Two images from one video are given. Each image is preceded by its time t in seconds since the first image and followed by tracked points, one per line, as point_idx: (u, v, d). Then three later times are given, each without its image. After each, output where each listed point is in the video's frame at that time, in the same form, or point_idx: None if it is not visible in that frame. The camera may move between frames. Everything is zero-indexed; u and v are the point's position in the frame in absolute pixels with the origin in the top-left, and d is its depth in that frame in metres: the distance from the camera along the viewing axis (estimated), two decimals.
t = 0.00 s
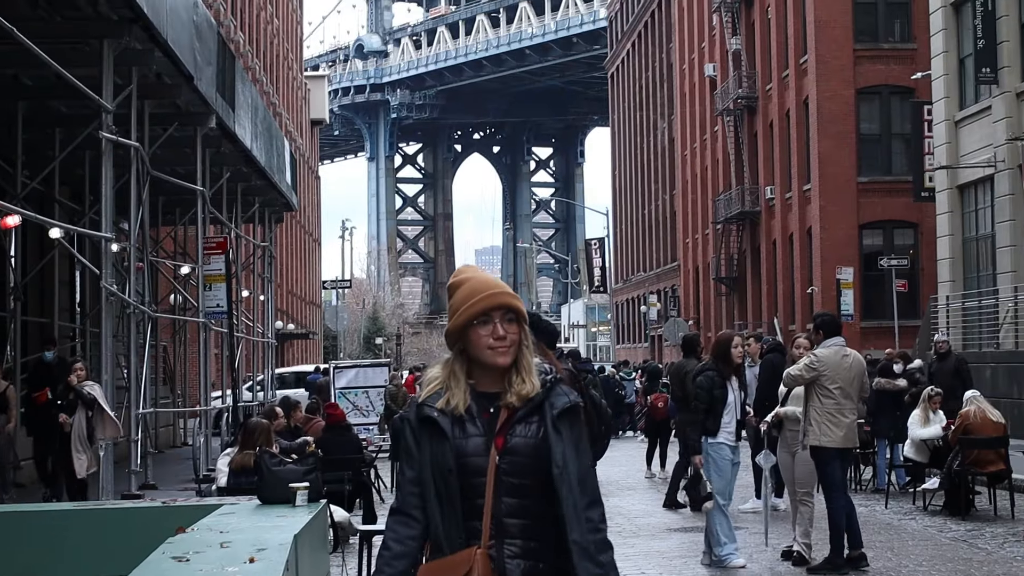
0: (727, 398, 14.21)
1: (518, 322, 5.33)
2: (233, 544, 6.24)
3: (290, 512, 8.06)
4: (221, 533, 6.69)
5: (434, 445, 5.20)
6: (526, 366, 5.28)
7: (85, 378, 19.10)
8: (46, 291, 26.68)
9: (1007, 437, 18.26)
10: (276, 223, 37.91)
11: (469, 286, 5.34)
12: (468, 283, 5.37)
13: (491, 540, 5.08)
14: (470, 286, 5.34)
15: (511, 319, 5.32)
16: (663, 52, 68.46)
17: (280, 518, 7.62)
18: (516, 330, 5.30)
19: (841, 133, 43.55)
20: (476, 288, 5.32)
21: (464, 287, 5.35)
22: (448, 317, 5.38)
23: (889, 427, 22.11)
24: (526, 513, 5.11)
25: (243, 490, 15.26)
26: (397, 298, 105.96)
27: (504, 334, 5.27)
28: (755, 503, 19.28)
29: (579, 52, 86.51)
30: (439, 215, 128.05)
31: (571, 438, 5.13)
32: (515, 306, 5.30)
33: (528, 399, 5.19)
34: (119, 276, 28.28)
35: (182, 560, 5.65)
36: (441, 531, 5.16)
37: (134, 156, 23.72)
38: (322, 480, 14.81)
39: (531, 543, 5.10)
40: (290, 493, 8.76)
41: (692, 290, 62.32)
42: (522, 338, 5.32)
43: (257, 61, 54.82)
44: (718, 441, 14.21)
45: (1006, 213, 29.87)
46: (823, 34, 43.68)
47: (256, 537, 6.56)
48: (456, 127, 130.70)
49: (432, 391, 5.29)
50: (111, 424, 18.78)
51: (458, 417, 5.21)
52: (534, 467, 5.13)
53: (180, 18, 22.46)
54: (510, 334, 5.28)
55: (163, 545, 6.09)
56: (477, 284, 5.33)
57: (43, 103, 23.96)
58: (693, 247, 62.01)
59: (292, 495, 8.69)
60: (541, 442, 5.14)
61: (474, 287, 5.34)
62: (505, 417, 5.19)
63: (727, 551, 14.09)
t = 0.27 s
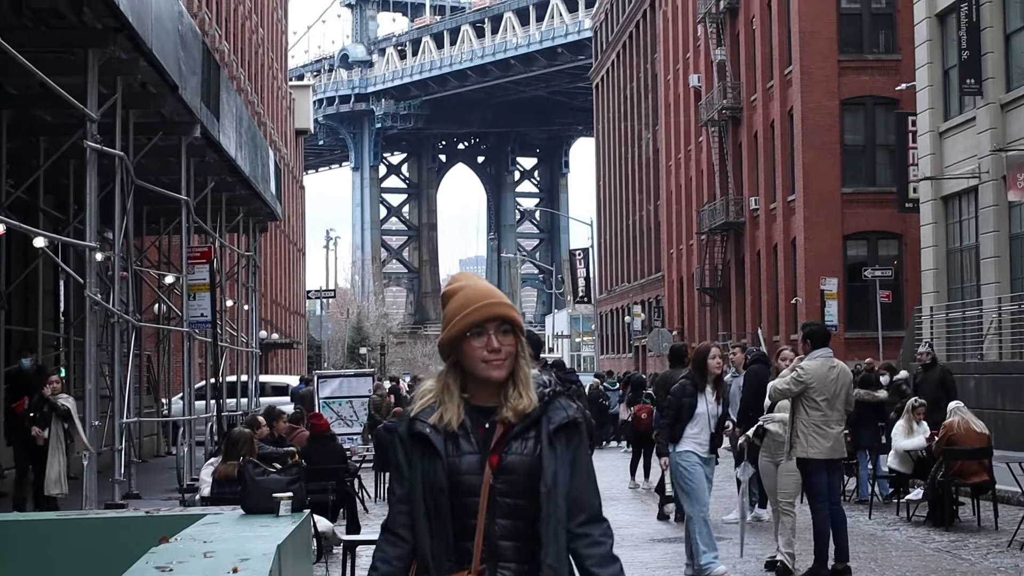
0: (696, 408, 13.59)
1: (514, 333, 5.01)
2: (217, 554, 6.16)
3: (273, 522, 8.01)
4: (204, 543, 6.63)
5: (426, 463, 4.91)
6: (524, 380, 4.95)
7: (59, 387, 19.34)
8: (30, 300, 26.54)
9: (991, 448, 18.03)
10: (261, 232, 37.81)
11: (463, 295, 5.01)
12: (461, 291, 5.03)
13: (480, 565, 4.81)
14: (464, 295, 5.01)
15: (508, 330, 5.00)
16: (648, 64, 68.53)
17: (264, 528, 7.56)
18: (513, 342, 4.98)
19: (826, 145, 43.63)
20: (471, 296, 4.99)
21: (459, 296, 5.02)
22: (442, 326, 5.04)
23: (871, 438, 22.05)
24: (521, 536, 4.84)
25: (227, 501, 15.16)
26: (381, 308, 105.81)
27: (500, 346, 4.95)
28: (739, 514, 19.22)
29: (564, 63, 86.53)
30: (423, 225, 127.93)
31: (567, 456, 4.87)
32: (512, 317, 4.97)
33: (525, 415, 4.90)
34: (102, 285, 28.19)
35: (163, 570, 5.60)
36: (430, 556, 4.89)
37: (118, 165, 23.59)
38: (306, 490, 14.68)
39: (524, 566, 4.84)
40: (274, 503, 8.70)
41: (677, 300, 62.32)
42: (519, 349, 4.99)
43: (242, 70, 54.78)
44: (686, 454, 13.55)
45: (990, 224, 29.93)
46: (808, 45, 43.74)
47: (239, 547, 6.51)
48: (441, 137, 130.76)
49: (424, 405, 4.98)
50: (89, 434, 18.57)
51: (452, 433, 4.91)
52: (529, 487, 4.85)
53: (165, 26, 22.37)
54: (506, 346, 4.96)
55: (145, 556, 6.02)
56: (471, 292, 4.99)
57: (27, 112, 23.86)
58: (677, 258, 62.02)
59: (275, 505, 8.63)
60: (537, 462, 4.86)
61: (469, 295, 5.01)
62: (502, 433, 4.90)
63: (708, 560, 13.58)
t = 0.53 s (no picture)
0: (682, 415, 13.53)
1: (512, 344, 4.97)
2: (207, 561, 6.17)
3: (266, 528, 8.02)
4: (196, 548, 6.63)
5: (422, 478, 4.83)
6: (520, 393, 4.90)
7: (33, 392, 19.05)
8: (22, 307, 26.50)
9: (983, 455, 17.93)
10: (252, 238, 37.77)
11: (456, 306, 4.96)
12: (454, 300, 5.00)
13: None
14: (457, 305, 4.95)
15: (505, 340, 4.96)
16: (640, 71, 68.62)
17: (255, 534, 7.57)
18: (509, 352, 4.94)
19: (818, 153, 43.73)
20: (466, 307, 4.94)
21: (451, 307, 4.97)
22: (434, 338, 5.00)
23: (860, 444, 22.06)
24: (525, 552, 4.79)
25: (219, 508, 15.12)
26: (372, 315, 105.70)
27: (497, 355, 4.90)
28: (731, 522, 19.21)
29: (556, 70, 86.52)
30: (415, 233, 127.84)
31: (568, 469, 4.81)
32: (508, 325, 4.94)
33: (524, 426, 4.83)
34: (94, 292, 28.20)
35: None
36: (424, 569, 4.79)
37: (110, 172, 23.60)
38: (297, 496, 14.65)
39: None
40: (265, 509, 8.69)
41: (669, 307, 62.31)
42: (515, 361, 4.96)
43: (233, 77, 54.64)
44: (672, 462, 13.45)
45: (982, 231, 30.01)
46: (799, 53, 43.80)
47: (231, 553, 6.52)
48: (433, 143, 130.74)
49: (415, 418, 4.92)
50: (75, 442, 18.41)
51: (446, 444, 4.85)
52: (529, 499, 4.80)
53: (157, 33, 22.41)
54: (502, 356, 4.92)
55: (136, 562, 6.04)
56: (465, 302, 4.95)
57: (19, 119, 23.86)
58: (669, 265, 62.02)
59: (266, 511, 8.62)
60: (537, 474, 4.81)
61: (464, 303, 4.96)
62: (499, 446, 4.85)
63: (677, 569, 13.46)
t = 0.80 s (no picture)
0: (670, 427, 13.49)
1: (521, 339, 4.74)
2: (204, 572, 6.08)
3: (263, 539, 7.94)
4: (193, 561, 6.56)
5: (428, 481, 4.56)
6: (528, 393, 4.68)
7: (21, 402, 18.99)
8: (20, 318, 26.48)
9: (980, 467, 17.91)
10: (250, 247, 37.77)
11: (462, 301, 4.70)
12: (458, 293, 4.73)
13: None
14: (463, 300, 4.69)
15: (514, 336, 4.73)
16: (638, 81, 68.67)
17: (252, 546, 7.50)
18: (519, 351, 4.71)
19: (814, 163, 43.77)
20: (473, 302, 4.68)
21: (457, 300, 4.71)
22: (436, 333, 4.73)
23: (857, 454, 22.04)
24: (535, 563, 4.57)
25: (217, 517, 15.06)
26: (370, 325, 105.67)
27: (508, 352, 4.66)
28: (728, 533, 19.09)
29: (554, 79, 86.55)
30: (413, 242, 127.84)
31: (580, 474, 4.60)
32: (518, 322, 4.71)
33: (534, 430, 4.61)
34: (91, 301, 28.19)
35: None
36: None
37: (108, 181, 23.50)
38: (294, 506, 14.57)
39: None
40: (263, 520, 8.60)
41: (666, 318, 62.33)
42: (523, 358, 4.73)
43: (231, 86, 54.74)
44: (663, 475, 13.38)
45: (979, 242, 30.00)
46: (797, 63, 43.84)
47: (228, 564, 6.46)
48: (431, 153, 130.80)
49: (420, 419, 4.65)
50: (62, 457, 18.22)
51: (455, 447, 4.59)
52: (543, 504, 4.57)
53: (154, 43, 22.37)
54: (513, 354, 4.68)
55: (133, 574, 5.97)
56: (473, 296, 4.69)
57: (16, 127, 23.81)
58: (667, 275, 62.04)
59: (264, 523, 8.51)
60: (548, 479, 4.58)
61: (473, 297, 4.70)
62: (508, 450, 4.61)
63: None
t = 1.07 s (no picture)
0: (672, 446, 13.41)
1: (536, 364, 4.59)
2: None
3: (261, 556, 7.89)
4: None
5: (432, 519, 4.40)
6: (542, 425, 4.53)
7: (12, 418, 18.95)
8: (19, 333, 26.49)
9: (979, 483, 17.89)
10: (249, 264, 37.78)
11: (478, 323, 4.53)
12: (473, 314, 4.56)
13: None
14: (479, 320, 4.53)
15: (530, 361, 4.58)
16: (636, 98, 68.78)
17: (250, 563, 7.45)
18: (535, 378, 4.55)
19: (813, 180, 43.87)
20: (490, 325, 4.52)
21: (470, 323, 4.54)
22: (446, 358, 4.58)
23: (857, 471, 21.96)
24: None
25: (216, 533, 14.99)
26: (369, 341, 105.64)
27: (526, 379, 4.51)
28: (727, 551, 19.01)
29: (554, 96, 86.62)
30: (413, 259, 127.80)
31: (596, 511, 4.43)
32: (533, 345, 4.56)
33: (547, 463, 4.46)
34: (90, 317, 28.22)
35: None
36: None
37: (107, 197, 23.46)
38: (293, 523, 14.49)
39: None
40: (261, 535, 8.55)
41: (666, 334, 62.31)
42: (539, 387, 4.59)
43: (230, 103, 54.84)
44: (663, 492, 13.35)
45: (978, 259, 30.01)
46: (796, 80, 43.91)
47: None
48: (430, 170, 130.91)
49: (426, 451, 4.48)
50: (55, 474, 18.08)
51: (464, 482, 4.44)
52: (553, 546, 4.41)
53: (153, 59, 22.38)
54: (530, 381, 4.53)
55: None
56: (491, 319, 4.52)
57: (15, 143, 23.78)
58: (666, 292, 62.03)
59: (262, 537, 8.50)
60: (562, 515, 4.42)
61: (489, 319, 4.53)
62: (518, 483, 4.45)
63: None
